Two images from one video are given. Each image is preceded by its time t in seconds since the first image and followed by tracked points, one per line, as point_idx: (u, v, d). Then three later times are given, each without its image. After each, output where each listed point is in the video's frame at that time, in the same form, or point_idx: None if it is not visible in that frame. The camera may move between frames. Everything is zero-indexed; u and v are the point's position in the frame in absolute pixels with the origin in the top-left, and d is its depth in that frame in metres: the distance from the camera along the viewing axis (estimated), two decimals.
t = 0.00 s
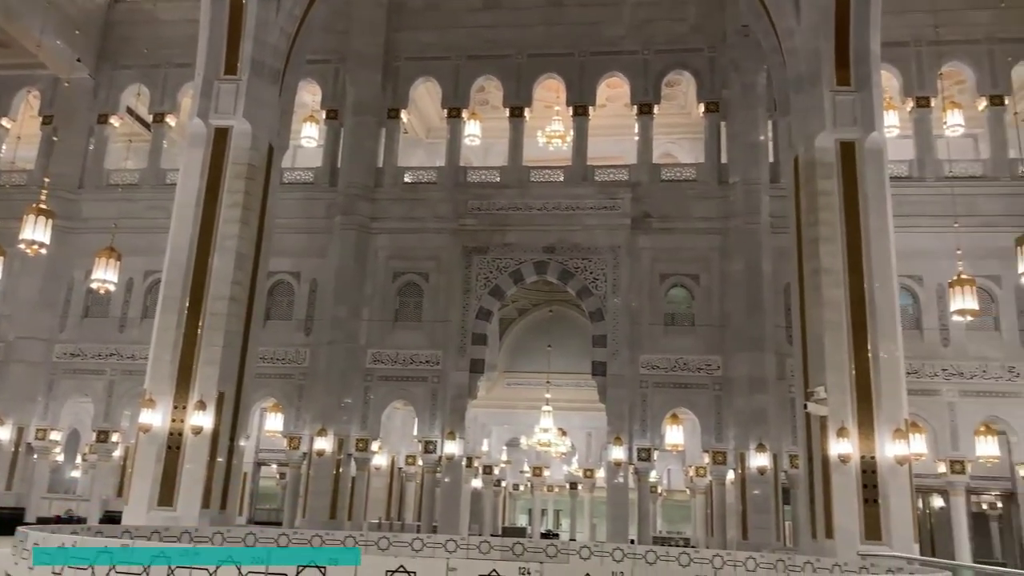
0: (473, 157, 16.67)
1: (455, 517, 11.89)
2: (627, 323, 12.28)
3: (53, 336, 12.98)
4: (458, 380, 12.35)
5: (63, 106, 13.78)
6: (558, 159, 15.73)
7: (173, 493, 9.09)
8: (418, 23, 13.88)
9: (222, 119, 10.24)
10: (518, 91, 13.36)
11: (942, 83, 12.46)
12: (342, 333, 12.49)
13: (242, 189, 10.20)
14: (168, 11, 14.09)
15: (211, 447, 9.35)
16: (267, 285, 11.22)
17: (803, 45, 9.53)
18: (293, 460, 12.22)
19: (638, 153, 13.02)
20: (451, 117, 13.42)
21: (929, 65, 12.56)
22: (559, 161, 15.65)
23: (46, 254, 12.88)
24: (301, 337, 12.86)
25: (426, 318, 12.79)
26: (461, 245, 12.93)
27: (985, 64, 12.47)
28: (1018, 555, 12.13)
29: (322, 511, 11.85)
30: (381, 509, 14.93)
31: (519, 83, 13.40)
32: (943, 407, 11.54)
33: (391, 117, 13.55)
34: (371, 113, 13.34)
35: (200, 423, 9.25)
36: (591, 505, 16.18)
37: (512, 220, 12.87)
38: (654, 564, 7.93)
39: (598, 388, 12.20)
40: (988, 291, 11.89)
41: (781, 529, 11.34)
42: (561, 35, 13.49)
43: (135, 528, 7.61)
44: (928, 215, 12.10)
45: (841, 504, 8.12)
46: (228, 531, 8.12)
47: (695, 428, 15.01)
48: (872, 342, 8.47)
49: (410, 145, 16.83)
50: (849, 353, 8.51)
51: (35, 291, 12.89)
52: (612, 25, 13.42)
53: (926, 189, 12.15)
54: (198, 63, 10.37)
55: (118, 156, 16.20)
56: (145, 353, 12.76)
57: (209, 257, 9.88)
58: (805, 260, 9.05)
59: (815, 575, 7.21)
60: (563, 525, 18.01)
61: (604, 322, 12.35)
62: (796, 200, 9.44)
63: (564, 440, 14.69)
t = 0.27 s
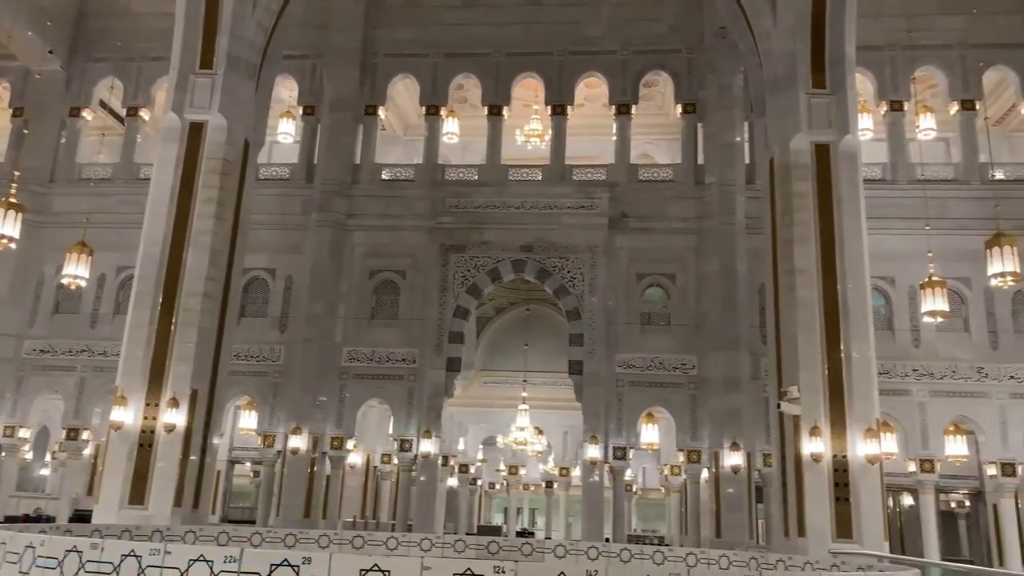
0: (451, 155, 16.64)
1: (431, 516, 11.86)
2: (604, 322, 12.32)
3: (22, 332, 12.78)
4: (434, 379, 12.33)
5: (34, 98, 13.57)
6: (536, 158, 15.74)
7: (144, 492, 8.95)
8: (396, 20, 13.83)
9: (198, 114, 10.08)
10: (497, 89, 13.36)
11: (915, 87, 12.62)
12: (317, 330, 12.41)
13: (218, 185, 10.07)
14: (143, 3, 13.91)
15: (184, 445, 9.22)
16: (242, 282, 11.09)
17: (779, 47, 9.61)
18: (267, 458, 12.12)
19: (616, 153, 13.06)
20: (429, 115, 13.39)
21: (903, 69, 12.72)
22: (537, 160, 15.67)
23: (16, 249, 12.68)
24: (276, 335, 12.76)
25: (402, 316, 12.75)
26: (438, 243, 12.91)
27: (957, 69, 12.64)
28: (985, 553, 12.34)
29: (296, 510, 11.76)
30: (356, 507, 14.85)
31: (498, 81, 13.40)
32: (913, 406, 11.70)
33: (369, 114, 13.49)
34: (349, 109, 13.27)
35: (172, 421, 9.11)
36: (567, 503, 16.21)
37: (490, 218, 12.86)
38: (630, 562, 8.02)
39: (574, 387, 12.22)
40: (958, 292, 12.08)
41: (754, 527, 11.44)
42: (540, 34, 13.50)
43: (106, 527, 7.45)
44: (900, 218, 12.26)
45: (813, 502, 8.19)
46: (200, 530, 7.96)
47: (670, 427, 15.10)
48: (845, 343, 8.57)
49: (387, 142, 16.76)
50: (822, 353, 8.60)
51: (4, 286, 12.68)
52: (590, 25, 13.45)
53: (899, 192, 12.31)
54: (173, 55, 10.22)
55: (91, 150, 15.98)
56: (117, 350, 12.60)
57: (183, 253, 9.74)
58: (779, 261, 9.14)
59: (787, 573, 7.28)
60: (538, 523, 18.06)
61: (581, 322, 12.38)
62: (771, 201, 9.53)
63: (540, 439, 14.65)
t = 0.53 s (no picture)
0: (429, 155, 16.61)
1: (405, 516, 11.83)
2: (581, 324, 12.36)
3: None
4: (410, 379, 12.30)
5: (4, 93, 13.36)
6: (514, 159, 15.75)
7: (114, 493, 8.83)
8: (375, 19, 13.78)
9: (173, 110, 9.96)
10: (475, 90, 13.35)
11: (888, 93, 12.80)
12: (292, 330, 12.33)
13: (192, 183, 9.95)
14: None
15: (156, 446, 9.11)
16: (216, 281, 10.98)
17: (755, 52, 9.70)
18: (241, 459, 12.02)
19: (593, 155, 13.11)
20: (407, 114, 13.35)
21: (876, 75, 12.88)
22: (515, 161, 15.68)
23: None
24: (250, 334, 12.65)
25: (378, 316, 12.70)
26: (415, 243, 12.88)
27: (929, 76, 12.83)
28: (952, 552, 12.54)
29: (270, 510, 11.68)
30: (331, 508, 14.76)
31: (476, 81, 13.39)
32: (884, 408, 11.86)
33: (346, 112, 13.43)
34: (326, 108, 13.20)
35: (144, 421, 8.99)
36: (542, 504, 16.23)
37: (468, 219, 12.85)
38: (604, 562, 8.06)
39: (551, 388, 12.23)
40: (928, 296, 12.26)
41: (727, 527, 11.55)
42: (519, 35, 13.52)
43: (75, 528, 7.34)
44: (872, 222, 12.43)
45: (785, 503, 8.28)
46: (171, 532, 7.85)
47: (645, 428, 15.19)
48: (818, 345, 8.67)
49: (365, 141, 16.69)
50: (795, 355, 8.69)
51: None
52: (569, 27, 13.49)
53: (871, 197, 12.48)
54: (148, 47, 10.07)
55: (62, 146, 15.74)
56: (88, 348, 12.43)
57: (156, 251, 9.61)
58: (754, 264, 9.22)
59: (758, 573, 7.36)
60: (514, 523, 18.08)
61: (558, 323, 12.40)
62: (747, 204, 9.61)
63: (516, 440, 14.69)
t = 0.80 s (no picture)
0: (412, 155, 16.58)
1: (386, 518, 11.79)
2: (562, 325, 12.38)
3: None
4: (391, 380, 12.27)
5: None
6: (496, 160, 15.75)
7: (91, 495, 8.72)
8: (358, 19, 13.73)
9: (152, 108, 9.76)
10: (458, 90, 13.35)
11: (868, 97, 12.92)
12: (273, 330, 12.25)
13: (172, 181, 9.91)
14: None
15: (134, 447, 9.01)
16: (196, 280, 10.88)
17: (737, 56, 9.76)
18: (220, 460, 11.93)
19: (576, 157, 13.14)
20: (389, 114, 13.31)
21: (856, 80, 13.01)
22: (498, 162, 15.69)
23: None
24: (230, 334, 12.55)
25: (360, 316, 12.65)
26: (397, 243, 12.85)
27: (908, 82, 12.97)
28: (928, 553, 12.69)
29: (249, 512, 11.60)
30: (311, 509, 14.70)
31: (459, 82, 13.39)
32: (862, 410, 11.97)
33: (328, 112, 13.37)
34: (307, 107, 13.14)
35: (122, 421, 8.89)
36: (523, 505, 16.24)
37: (450, 220, 12.84)
38: (584, 563, 8.08)
39: (532, 389, 12.24)
40: (906, 299, 12.39)
41: (707, 528, 11.61)
42: (502, 37, 13.52)
43: (50, 530, 7.25)
44: (851, 225, 12.55)
45: (765, 504, 8.33)
46: (148, 535, 7.75)
47: (626, 429, 15.25)
48: (797, 347, 8.73)
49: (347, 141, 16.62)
50: (775, 357, 8.75)
51: None
52: (552, 28, 13.51)
53: (850, 200, 12.60)
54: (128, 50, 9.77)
55: (39, 143, 15.47)
56: (64, 348, 12.29)
57: (135, 250, 9.50)
58: (735, 266, 9.26)
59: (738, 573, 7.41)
60: (495, 524, 18.08)
61: (540, 324, 12.41)
62: (728, 207, 9.67)
63: (497, 440, 14.69)
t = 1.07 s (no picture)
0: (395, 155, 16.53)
1: (367, 518, 11.75)
2: (545, 325, 12.39)
3: None
4: (372, 380, 12.23)
5: None
6: (480, 160, 15.74)
7: (67, 496, 8.61)
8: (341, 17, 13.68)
9: (133, 106, 9.70)
10: (441, 90, 13.33)
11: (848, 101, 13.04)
12: (254, 330, 12.18)
13: (152, 179, 9.76)
14: None
15: (111, 448, 8.91)
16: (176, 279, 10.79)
17: (720, 58, 9.82)
18: (200, 460, 11.83)
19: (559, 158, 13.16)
20: (372, 113, 13.28)
21: (837, 84, 13.12)
22: (481, 162, 15.69)
23: None
24: (210, 334, 12.46)
25: (341, 316, 12.60)
26: (380, 243, 12.81)
27: (887, 86, 13.11)
28: (905, 552, 12.83)
29: (229, 513, 11.51)
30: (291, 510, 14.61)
31: (443, 82, 13.37)
32: (842, 411, 12.07)
33: (311, 111, 13.31)
34: (290, 106, 13.07)
35: (100, 422, 8.78)
36: (505, 505, 16.24)
37: (433, 220, 12.82)
38: (566, 564, 8.09)
39: (515, 389, 12.24)
40: (885, 301, 12.51)
41: (688, 528, 11.66)
42: (486, 37, 13.52)
43: (26, 531, 7.16)
44: (831, 228, 12.65)
45: (745, 504, 8.38)
46: (126, 536, 7.68)
47: (607, 429, 15.30)
48: (777, 348, 8.79)
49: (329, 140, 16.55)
50: (756, 357, 8.81)
51: None
52: (535, 29, 13.53)
53: (830, 203, 12.71)
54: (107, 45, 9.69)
55: (16, 139, 15.30)
56: (41, 347, 12.15)
57: (114, 248, 9.39)
58: (716, 268, 9.32)
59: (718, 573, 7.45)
60: (476, 525, 18.06)
61: (522, 324, 12.42)
62: (709, 208, 9.72)
63: (479, 441, 14.67)
